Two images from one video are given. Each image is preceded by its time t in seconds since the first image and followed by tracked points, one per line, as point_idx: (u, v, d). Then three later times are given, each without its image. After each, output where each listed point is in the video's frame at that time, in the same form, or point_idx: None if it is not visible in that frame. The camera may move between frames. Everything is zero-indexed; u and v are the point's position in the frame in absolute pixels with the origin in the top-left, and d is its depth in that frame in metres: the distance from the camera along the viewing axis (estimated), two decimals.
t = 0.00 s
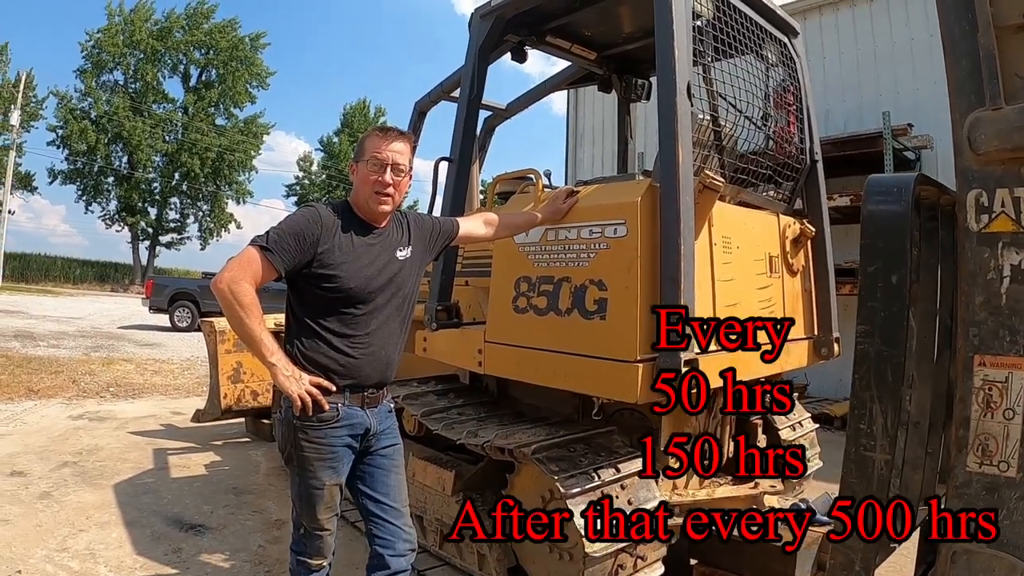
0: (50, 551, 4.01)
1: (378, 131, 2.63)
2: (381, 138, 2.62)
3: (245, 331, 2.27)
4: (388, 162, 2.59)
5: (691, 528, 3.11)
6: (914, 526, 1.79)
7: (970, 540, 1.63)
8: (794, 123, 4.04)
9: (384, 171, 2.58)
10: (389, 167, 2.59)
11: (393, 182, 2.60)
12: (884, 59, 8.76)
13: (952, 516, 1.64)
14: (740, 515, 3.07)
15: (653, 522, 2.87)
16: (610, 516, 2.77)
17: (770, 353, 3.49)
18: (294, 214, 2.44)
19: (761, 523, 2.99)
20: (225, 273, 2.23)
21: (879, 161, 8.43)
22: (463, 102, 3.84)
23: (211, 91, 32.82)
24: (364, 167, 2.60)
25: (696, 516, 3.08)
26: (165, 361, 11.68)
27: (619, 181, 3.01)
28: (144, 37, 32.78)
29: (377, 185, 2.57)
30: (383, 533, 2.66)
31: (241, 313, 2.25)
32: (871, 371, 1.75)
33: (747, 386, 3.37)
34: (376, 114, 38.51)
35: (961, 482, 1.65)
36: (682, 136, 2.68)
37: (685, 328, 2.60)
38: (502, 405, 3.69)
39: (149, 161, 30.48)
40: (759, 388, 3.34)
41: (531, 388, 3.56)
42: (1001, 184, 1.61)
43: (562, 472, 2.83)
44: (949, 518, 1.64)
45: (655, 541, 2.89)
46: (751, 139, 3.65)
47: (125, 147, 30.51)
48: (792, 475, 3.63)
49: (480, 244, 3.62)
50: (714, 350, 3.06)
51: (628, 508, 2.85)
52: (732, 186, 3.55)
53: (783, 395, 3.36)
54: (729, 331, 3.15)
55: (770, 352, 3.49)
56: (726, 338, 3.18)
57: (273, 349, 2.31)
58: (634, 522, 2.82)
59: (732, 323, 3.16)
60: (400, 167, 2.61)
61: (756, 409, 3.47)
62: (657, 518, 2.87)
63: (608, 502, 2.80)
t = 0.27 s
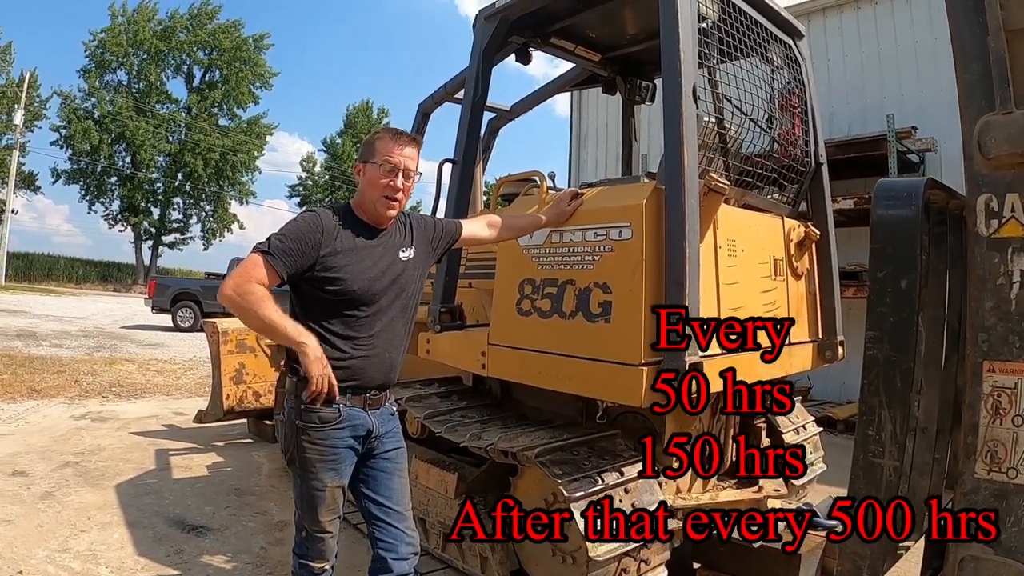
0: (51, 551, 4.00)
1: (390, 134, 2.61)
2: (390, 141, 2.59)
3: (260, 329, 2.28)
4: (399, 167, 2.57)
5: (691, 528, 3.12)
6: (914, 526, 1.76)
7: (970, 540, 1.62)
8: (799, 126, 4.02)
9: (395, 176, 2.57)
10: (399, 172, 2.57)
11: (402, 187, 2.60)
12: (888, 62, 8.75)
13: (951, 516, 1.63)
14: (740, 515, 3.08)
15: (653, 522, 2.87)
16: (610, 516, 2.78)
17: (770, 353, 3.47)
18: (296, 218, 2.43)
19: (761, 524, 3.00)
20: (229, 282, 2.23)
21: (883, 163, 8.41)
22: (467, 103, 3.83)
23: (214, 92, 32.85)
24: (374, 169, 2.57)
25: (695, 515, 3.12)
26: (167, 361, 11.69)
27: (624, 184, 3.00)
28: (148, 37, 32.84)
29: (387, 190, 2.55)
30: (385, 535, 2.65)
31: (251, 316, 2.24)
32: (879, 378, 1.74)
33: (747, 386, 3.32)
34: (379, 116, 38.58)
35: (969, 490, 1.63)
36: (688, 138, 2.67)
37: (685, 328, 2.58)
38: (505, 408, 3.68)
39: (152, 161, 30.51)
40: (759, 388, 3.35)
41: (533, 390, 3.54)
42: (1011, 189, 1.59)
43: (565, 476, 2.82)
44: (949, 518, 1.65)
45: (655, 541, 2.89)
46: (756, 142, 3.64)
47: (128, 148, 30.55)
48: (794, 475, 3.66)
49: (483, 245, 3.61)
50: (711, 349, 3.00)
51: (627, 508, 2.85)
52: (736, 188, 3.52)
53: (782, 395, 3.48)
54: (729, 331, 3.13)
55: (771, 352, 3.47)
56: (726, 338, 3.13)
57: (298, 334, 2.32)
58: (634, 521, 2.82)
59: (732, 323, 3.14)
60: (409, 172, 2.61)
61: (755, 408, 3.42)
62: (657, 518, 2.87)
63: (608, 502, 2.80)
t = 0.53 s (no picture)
0: (49, 552, 3.98)
1: (394, 136, 2.58)
2: (395, 144, 2.56)
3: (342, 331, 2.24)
4: (404, 172, 2.55)
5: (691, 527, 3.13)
6: (914, 525, 1.74)
7: (970, 539, 1.61)
8: (802, 128, 4.01)
9: (400, 180, 2.55)
10: (405, 176, 2.55)
11: (407, 191, 2.58)
12: (889, 64, 8.74)
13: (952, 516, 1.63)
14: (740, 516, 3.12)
15: (653, 522, 2.86)
16: (611, 517, 2.77)
17: (769, 353, 3.44)
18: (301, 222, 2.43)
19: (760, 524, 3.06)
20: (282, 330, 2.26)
21: (884, 165, 8.41)
22: (469, 103, 3.82)
23: (214, 92, 32.83)
24: (379, 172, 2.54)
25: (696, 515, 3.15)
26: (166, 361, 11.67)
27: (627, 185, 2.98)
28: (148, 37, 32.82)
29: (393, 194, 2.55)
30: (385, 538, 2.62)
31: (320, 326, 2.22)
32: (890, 382, 1.75)
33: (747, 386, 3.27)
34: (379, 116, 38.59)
35: (978, 495, 1.62)
36: (692, 140, 2.65)
37: (685, 328, 2.57)
38: (506, 410, 3.66)
39: (151, 160, 30.48)
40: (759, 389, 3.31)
41: (535, 392, 3.53)
42: (1021, 192, 1.58)
43: (567, 478, 2.80)
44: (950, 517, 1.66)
45: (655, 540, 2.88)
46: (758, 144, 3.62)
47: (128, 147, 30.53)
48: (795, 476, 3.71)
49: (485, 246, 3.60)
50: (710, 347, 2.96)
51: (627, 508, 2.84)
52: (739, 190, 3.50)
53: (783, 395, 3.47)
54: (729, 331, 3.10)
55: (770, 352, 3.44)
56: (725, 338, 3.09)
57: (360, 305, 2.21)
58: (635, 521, 2.81)
59: (732, 323, 3.11)
60: (415, 175, 2.59)
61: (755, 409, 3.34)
62: (657, 518, 2.87)
63: (608, 502, 2.80)
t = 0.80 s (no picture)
0: (43, 553, 3.95)
1: (391, 138, 2.55)
2: (392, 145, 2.54)
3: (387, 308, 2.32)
4: (402, 174, 2.53)
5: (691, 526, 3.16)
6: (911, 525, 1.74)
7: (970, 539, 1.60)
8: (800, 130, 4.00)
9: (397, 182, 2.53)
10: (402, 178, 2.53)
11: (404, 193, 2.56)
12: (886, 66, 8.75)
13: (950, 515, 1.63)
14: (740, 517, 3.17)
15: (653, 522, 2.87)
16: (610, 517, 2.78)
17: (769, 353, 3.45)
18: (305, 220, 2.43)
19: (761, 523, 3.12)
20: (335, 313, 2.24)
21: (880, 168, 8.43)
22: (467, 104, 3.80)
23: (210, 91, 32.77)
24: (376, 174, 2.52)
25: (695, 514, 3.17)
26: (161, 361, 11.63)
27: (625, 187, 2.97)
28: (144, 35, 32.73)
29: (390, 197, 2.53)
30: (389, 538, 2.61)
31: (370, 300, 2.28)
32: (893, 387, 1.72)
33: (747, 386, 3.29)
34: (375, 116, 38.59)
35: (982, 500, 1.60)
36: (691, 143, 2.63)
37: (685, 328, 2.55)
38: (502, 411, 3.64)
39: (147, 159, 30.40)
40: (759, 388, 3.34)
41: (531, 394, 3.51)
42: None
43: (564, 481, 2.79)
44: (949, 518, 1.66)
45: (655, 540, 2.88)
46: (757, 145, 3.62)
47: (123, 146, 30.43)
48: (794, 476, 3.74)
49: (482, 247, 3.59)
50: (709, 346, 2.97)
51: (627, 508, 2.85)
52: (738, 191, 3.49)
53: (783, 395, 3.50)
54: (729, 331, 3.11)
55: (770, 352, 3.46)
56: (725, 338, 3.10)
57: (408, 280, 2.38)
58: (634, 521, 2.82)
59: (732, 323, 3.12)
60: (413, 177, 2.58)
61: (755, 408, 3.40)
62: (657, 518, 2.87)
63: (608, 503, 2.80)
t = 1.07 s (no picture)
0: (30, 559, 3.89)
1: (389, 138, 2.51)
2: (389, 146, 2.50)
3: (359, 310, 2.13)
4: (399, 175, 2.50)
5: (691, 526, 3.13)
6: (913, 525, 1.68)
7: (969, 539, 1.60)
8: (795, 135, 4.00)
9: (395, 183, 2.51)
10: (400, 180, 2.51)
11: (401, 195, 2.54)
12: (877, 71, 8.78)
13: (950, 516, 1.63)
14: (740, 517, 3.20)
15: (653, 522, 2.87)
16: (610, 516, 2.77)
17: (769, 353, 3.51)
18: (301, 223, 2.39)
19: (761, 523, 3.17)
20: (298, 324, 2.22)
21: (871, 172, 8.47)
22: (461, 106, 3.77)
23: (200, 91, 32.59)
24: (373, 175, 2.50)
25: (696, 514, 3.13)
26: (149, 363, 11.53)
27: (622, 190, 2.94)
28: (134, 35, 32.53)
29: (388, 199, 2.51)
30: (395, 540, 2.61)
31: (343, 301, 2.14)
32: (905, 396, 1.68)
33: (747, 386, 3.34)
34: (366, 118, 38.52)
35: (989, 505, 1.58)
36: (689, 147, 2.62)
37: (685, 328, 2.55)
38: (496, 416, 3.61)
39: (136, 159, 30.19)
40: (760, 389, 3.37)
41: (526, 398, 3.48)
42: None
43: (561, 488, 2.77)
44: (950, 518, 1.66)
45: (655, 541, 2.87)
46: (752, 150, 3.61)
47: (112, 146, 30.22)
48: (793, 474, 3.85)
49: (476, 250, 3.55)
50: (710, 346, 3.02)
51: (627, 508, 2.84)
52: (734, 196, 3.47)
53: (783, 395, 3.45)
54: (729, 331, 3.12)
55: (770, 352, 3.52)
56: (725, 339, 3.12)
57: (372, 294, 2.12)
58: (634, 521, 2.81)
59: (732, 322, 3.12)
60: (410, 179, 2.55)
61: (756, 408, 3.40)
62: (657, 518, 2.87)
63: (608, 502, 2.80)
